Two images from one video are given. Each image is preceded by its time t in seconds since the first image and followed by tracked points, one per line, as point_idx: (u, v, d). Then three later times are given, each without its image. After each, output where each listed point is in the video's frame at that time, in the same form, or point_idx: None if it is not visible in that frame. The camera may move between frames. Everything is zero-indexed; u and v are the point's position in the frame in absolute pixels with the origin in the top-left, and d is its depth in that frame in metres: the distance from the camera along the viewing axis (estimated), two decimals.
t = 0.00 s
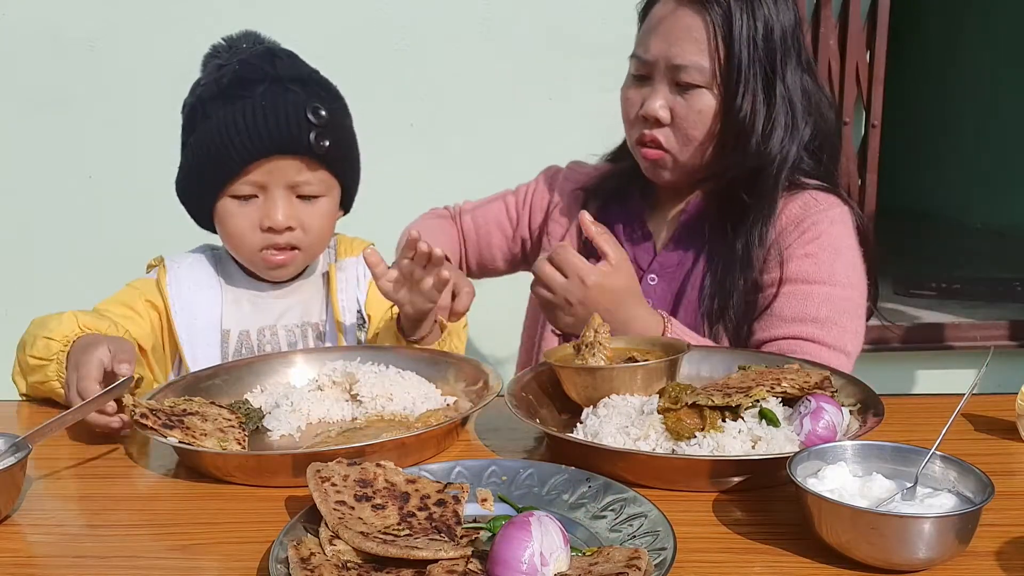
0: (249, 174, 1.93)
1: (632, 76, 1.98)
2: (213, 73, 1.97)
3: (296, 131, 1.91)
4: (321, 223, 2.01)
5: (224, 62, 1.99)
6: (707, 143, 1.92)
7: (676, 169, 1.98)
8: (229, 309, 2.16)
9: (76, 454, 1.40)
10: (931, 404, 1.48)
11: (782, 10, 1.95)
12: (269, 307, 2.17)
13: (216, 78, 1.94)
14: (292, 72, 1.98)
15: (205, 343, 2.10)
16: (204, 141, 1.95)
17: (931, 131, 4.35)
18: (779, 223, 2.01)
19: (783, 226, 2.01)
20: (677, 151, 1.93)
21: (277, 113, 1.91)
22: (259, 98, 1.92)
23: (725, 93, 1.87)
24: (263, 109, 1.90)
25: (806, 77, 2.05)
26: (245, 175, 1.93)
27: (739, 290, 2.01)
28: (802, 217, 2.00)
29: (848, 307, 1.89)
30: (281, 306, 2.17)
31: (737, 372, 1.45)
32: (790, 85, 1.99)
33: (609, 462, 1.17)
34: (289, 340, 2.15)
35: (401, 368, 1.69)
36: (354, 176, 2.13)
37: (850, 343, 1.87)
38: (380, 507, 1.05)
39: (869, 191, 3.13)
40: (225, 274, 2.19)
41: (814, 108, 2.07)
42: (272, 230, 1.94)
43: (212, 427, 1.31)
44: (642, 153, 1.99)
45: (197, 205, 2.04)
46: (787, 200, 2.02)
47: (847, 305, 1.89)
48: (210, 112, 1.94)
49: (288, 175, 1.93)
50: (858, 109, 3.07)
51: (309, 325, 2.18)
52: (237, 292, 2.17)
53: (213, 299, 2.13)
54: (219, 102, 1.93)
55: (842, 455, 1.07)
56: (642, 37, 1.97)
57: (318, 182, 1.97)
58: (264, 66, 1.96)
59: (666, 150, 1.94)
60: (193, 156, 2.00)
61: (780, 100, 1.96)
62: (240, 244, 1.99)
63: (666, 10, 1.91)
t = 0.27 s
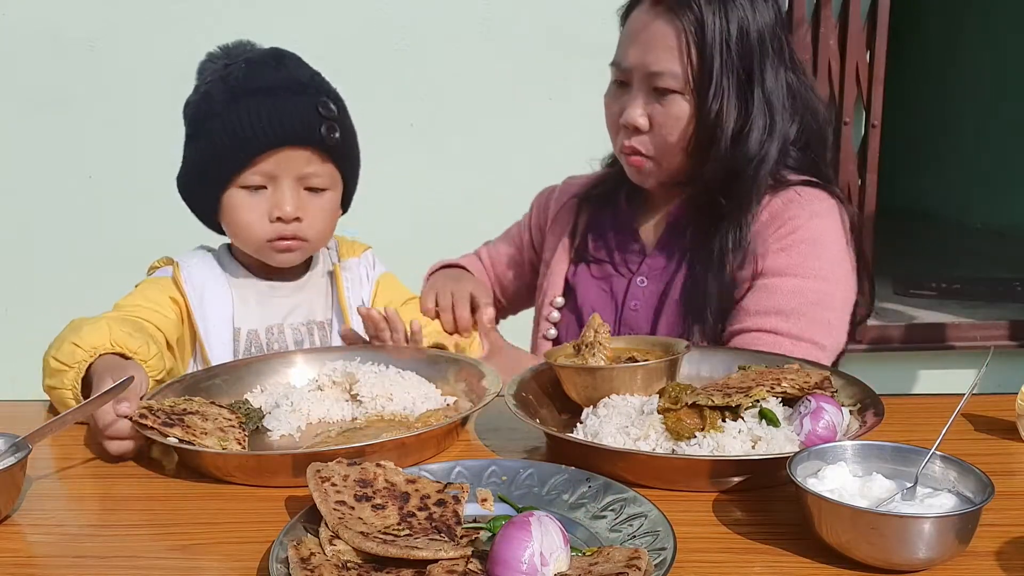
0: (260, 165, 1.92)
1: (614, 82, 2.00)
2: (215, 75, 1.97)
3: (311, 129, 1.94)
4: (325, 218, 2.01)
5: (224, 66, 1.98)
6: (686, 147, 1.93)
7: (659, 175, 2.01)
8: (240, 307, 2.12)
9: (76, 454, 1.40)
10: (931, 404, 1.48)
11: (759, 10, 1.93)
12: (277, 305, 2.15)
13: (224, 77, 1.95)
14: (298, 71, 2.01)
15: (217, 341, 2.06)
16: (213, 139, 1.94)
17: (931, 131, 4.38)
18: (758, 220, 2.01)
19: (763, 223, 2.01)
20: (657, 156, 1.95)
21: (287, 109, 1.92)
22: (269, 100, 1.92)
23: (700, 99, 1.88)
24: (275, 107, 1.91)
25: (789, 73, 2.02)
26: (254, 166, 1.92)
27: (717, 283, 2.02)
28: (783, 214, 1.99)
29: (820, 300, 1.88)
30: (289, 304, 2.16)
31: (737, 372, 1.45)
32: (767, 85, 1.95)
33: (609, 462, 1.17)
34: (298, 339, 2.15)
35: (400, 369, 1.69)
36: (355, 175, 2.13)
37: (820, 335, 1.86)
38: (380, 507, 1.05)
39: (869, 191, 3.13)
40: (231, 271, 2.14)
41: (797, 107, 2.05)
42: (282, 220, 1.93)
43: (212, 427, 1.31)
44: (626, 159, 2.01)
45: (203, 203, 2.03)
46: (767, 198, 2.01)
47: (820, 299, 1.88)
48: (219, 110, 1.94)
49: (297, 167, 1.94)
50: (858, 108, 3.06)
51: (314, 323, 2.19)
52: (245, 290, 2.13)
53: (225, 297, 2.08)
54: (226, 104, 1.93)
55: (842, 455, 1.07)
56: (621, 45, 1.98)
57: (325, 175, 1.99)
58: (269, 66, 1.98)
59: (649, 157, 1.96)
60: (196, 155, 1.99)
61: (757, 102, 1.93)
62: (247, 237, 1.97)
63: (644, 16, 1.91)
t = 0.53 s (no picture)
0: (299, 164, 1.93)
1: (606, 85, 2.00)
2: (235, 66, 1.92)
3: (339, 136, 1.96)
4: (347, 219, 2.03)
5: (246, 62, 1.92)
6: (676, 151, 1.94)
7: (648, 177, 2.02)
8: (246, 304, 2.11)
9: (76, 453, 1.40)
10: (931, 404, 1.48)
11: (750, 12, 1.91)
12: (284, 302, 2.15)
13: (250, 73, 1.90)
14: (322, 72, 2.02)
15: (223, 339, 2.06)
16: (237, 136, 1.92)
17: (931, 131, 4.38)
18: (732, 224, 2.00)
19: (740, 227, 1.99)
20: (648, 159, 1.96)
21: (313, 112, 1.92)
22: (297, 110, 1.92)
23: (688, 103, 1.88)
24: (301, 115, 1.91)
25: (779, 76, 2.00)
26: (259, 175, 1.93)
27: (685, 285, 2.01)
28: (762, 217, 1.97)
29: (778, 303, 1.88)
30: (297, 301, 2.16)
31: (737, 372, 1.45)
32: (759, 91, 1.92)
33: (609, 462, 1.17)
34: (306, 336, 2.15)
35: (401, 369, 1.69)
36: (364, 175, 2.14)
37: (774, 336, 1.85)
38: (380, 507, 1.05)
39: (869, 191, 3.13)
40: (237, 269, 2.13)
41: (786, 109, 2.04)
42: (314, 220, 1.96)
43: (212, 427, 1.31)
44: (618, 161, 2.02)
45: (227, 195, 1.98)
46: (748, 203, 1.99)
47: (779, 301, 1.88)
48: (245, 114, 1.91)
49: (329, 168, 1.96)
50: (858, 108, 3.06)
51: (321, 321, 2.18)
52: (253, 288, 2.12)
53: (232, 295, 2.08)
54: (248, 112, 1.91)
55: (842, 455, 1.07)
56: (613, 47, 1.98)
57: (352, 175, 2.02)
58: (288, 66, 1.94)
59: (639, 160, 1.98)
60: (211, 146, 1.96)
61: (745, 105, 1.92)
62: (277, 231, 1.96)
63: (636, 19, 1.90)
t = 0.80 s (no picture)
0: (323, 166, 1.93)
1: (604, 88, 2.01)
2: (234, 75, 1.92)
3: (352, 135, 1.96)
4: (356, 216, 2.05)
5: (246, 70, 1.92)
6: (673, 152, 1.94)
7: (646, 177, 2.03)
8: (241, 301, 2.10)
9: (76, 453, 1.40)
10: (931, 404, 1.48)
11: (742, 12, 1.92)
12: (278, 298, 2.13)
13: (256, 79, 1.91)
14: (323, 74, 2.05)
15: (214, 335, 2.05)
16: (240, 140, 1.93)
17: (931, 131, 4.37)
18: (730, 216, 2.00)
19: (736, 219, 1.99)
20: (648, 160, 1.97)
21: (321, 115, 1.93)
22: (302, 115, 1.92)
23: (684, 103, 1.87)
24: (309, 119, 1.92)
25: (777, 74, 2.00)
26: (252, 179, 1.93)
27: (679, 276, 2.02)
28: (757, 209, 1.97)
29: (768, 291, 1.87)
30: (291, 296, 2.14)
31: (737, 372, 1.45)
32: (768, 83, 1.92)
33: (609, 462, 1.17)
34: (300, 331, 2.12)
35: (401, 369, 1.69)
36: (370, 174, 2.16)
37: (762, 322, 1.84)
38: (380, 507, 1.05)
39: (869, 191, 3.13)
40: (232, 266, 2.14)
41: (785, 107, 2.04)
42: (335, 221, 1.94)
43: (212, 427, 1.31)
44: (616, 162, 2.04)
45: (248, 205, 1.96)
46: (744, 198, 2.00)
47: (772, 288, 1.87)
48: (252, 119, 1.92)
49: (348, 170, 1.98)
50: (858, 109, 3.06)
51: (316, 316, 2.15)
52: (246, 283, 2.12)
53: (224, 292, 2.08)
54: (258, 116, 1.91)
55: (842, 455, 1.07)
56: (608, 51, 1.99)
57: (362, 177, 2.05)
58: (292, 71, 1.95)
59: (637, 161, 1.98)
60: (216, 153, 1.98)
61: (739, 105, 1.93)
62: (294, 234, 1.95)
63: (629, 24, 1.92)
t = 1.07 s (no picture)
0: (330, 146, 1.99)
1: (629, 79, 2.04)
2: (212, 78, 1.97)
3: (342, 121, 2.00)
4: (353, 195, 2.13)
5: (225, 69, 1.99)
6: (695, 145, 1.96)
7: (663, 168, 2.05)
8: (240, 303, 2.09)
9: (76, 453, 1.40)
10: (931, 404, 1.48)
11: (772, 11, 1.94)
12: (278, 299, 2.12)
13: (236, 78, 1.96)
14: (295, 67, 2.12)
15: (215, 337, 2.04)
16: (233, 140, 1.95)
17: (931, 131, 4.37)
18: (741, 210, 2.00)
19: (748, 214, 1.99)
20: (666, 150, 1.99)
21: (310, 105, 1.97)
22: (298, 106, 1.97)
23: (708, 95, 1.90)
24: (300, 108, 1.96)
25: (800, 74, 2.01)
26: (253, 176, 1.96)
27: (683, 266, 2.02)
28: (768, 205, 1.97)
29: (768, 288, 1.86)
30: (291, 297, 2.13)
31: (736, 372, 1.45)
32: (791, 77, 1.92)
33: (609, 462, 1.17)
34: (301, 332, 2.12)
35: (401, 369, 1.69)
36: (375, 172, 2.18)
37: (761, 317, 1.83)
38: (380, 507, 1.05)
39: (869, 190, 3.12)
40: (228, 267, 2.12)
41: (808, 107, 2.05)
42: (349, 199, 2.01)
43: (212, 427, 1.31)
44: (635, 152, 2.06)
45: (257, 201, 1.97)
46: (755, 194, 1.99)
47: (774, 285, 1.87)
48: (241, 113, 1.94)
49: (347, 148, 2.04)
50: (858, 108, 3.05)
51: (315, 316, 2.16)
52: (245, 285, 2.11)
53: (223, 293, 2.07)
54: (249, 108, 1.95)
55: (842, 455, 1.07)
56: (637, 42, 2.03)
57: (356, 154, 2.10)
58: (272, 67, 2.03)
59: (656, 152, 2.01)
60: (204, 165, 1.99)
61: (762, 101, 1.94)
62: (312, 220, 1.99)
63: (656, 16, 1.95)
